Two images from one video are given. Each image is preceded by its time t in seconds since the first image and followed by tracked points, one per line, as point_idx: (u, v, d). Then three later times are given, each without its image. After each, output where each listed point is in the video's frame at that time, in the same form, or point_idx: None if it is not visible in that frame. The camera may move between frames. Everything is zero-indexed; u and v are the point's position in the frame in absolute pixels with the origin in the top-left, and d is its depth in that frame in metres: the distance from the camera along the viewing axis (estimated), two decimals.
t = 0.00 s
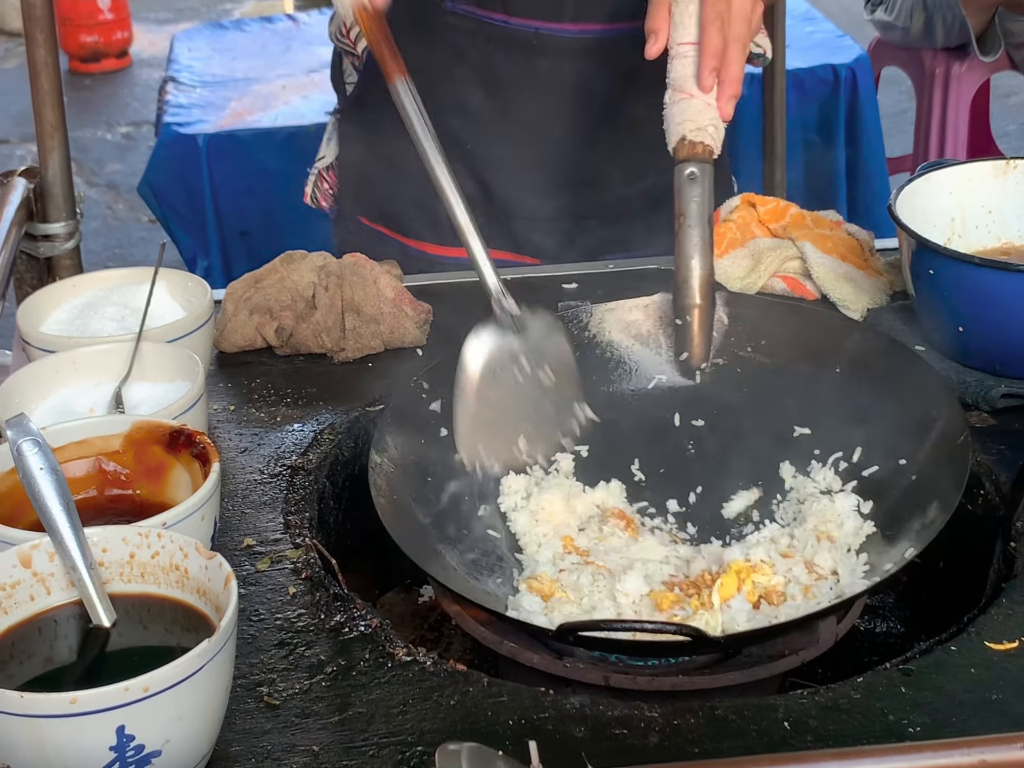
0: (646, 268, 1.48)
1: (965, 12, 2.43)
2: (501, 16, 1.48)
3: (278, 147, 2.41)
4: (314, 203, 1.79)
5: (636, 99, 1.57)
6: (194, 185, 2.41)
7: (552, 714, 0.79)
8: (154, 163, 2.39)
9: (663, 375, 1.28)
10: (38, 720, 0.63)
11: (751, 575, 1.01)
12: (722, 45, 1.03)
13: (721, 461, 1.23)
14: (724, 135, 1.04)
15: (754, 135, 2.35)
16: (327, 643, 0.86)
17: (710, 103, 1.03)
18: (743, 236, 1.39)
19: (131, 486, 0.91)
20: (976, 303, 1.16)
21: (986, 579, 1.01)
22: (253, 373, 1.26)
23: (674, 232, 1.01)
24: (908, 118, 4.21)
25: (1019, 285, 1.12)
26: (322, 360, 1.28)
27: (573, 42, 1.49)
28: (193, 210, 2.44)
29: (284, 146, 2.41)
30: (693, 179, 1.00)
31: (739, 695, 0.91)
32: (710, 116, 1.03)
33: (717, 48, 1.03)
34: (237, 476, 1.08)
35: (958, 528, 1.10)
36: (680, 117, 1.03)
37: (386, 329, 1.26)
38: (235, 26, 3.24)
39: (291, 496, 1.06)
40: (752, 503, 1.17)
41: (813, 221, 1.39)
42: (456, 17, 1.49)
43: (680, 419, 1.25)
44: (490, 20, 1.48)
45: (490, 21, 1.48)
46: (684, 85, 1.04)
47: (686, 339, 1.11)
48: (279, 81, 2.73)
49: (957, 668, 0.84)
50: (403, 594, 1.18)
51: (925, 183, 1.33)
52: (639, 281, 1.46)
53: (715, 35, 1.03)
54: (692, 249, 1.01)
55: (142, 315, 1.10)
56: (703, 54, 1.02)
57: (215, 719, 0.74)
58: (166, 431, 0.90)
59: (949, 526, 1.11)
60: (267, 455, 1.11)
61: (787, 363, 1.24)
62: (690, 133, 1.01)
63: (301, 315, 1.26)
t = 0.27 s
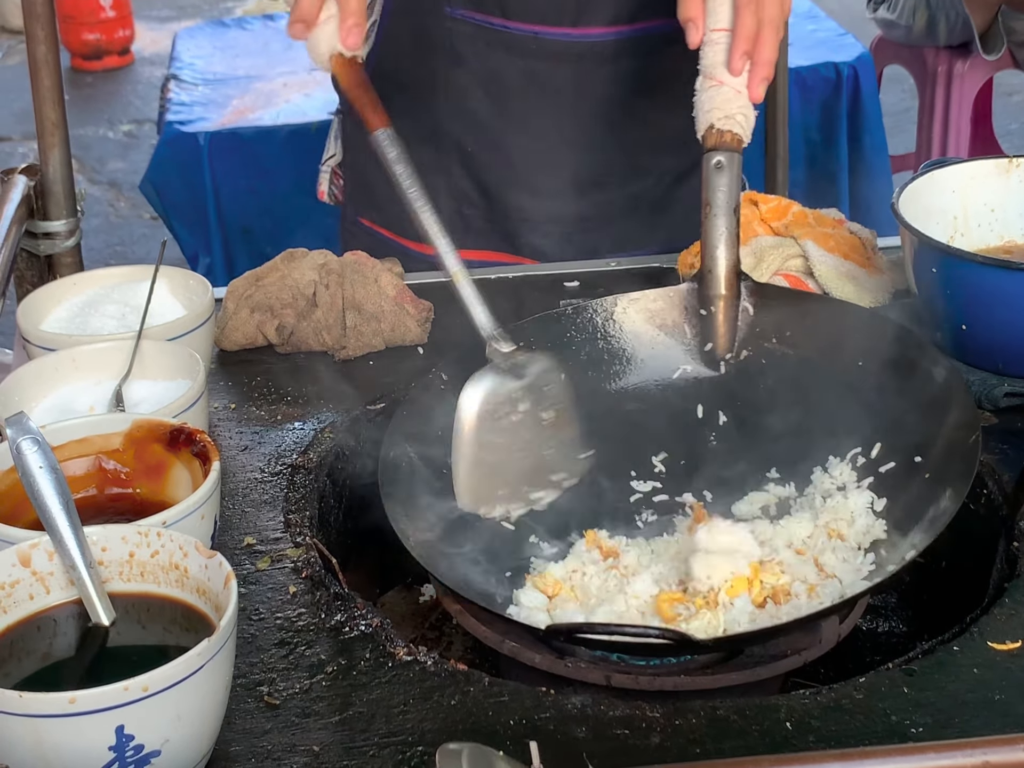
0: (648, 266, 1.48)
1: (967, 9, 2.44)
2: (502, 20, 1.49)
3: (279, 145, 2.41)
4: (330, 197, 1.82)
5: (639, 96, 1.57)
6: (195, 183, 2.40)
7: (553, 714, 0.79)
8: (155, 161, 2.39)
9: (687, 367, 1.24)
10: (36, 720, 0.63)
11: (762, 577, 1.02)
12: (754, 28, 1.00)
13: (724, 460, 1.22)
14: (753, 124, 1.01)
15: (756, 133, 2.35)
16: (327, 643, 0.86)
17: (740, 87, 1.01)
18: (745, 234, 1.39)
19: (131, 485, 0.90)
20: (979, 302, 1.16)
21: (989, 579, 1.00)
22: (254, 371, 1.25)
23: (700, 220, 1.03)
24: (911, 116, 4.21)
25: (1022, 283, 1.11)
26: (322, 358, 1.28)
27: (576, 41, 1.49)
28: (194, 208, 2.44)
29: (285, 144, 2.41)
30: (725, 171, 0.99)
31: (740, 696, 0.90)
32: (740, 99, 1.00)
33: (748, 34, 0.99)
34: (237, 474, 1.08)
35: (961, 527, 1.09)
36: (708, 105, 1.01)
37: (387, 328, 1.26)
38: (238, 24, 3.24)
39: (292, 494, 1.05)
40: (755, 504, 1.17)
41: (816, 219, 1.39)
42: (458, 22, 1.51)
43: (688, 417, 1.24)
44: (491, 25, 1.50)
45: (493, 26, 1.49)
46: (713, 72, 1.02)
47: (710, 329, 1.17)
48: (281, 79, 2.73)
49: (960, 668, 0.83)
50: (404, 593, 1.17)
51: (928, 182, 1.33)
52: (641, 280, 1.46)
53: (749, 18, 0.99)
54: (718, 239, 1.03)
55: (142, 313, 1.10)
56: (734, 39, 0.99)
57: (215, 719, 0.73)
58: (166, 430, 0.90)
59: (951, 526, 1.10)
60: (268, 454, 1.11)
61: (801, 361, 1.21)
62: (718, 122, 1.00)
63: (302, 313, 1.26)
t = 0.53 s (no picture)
0: (650, 265, 1.48)
1: (968, 9, 2.43)
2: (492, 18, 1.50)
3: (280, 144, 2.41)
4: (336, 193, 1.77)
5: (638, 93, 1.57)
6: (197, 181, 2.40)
7: (555, 713, 0.79)
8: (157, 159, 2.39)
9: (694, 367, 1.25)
10: (36, 718, 0.63)
11: (812, 563, 1.04)
12: (823, 46, 1.03)
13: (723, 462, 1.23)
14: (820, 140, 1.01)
15: (757, 132, 2.35)
16: (328, 642, 0.86)
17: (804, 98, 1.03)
18: (746, 231, 1.36)
19: (131, 483, 0.90)
20: (982, 300, 1.15)
21: (991, 578, 1.00)
22: (255, 369, 1.25)
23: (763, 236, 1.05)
24: (913, 115, 4.20)
25: None
26: (323, 356, 1.28)
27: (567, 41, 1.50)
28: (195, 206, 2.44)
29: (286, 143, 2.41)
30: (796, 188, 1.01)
31: (742, 695, 0.90)
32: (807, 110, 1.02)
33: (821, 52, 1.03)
34: (238, 473, 1.08)
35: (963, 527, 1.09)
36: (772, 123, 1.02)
37: (388, 326, 1.25)
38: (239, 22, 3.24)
39: (293, 493, 1.05)
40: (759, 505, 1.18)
41: (818, 218, 1.38)
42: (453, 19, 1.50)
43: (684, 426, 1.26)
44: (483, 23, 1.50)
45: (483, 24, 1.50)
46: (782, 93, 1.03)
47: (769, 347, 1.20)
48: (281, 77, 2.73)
49: (963, 667, 0.83)
50: (405, 593, 1.17)
51: (930, 180, 1.32)
52: (642, 279, 1.45)
53: (817, 36, 1.03)
54: (780, 259, 1.05)
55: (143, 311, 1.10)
56: (803, 59, 1.03)
57: (215, 718, 0.73)
58: (166, 427, 0.89)
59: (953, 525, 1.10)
60: (269, 452, 1.11)
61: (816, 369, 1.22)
62: (782, 140, 1.01)
63: (303, 311, 1.26)
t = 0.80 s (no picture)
0: (648, 265, 1.48)
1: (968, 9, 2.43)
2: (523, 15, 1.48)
3: (280, 144, 2.41)
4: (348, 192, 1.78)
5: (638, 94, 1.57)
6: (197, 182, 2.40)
7: (553, 713, 0.79)
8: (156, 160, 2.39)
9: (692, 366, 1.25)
10: (36, 719, 0.63)
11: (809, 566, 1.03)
12: (881, 60, 1.09)
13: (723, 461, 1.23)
14: (877, 151, 1.05)
15: (756, 133, 2.35)
16: (327, 642, 0.86)
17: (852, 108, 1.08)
18: (746, 232, 1.38)
19: (131, 483, 0.90)
20: (980, 302, 1.15)
21: (989, 579, 1.00)
22: (254, 370, 1.25)
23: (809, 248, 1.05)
24: (913, 116, 4.20)
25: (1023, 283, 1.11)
26: (323, 357, 1.28)
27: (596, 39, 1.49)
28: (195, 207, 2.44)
29: (286, 143, 2.41)
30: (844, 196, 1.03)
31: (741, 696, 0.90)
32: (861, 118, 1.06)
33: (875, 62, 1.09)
34: (238, 474, 1.08)
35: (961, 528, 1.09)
36: (831, 134, 1.06)
37: (387, 327, 1.26)
38: (239, 23, 3.24)
39: (293, 493, 1.05)
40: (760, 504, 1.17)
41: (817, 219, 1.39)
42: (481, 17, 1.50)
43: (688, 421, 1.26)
44: (511, 20, 1.49)
45: (511, 20, 1.48)
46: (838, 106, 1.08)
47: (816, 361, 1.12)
48: (281, 78, 2.73)
49: (961, 668, 0.83)
50: (404, 593, 1.16)
51: (928, 181, 1.32)
52: (641, 280, 1.46)
53: (875, 49, 1.10)
54: (827, 272, 1.03)
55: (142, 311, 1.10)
56: (863, 71, 1.08)
57: (214, 718, 0.73)
58: (166, 428, 0.89)
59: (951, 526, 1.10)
60: (268, 453, 1.11)
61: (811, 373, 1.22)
62: (836, 150, 1.05)
63: (302, 312, 1.26)
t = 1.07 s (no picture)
0: (648, 265, 1.48)
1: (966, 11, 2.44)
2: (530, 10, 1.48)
3: (279, 145, 2.41)
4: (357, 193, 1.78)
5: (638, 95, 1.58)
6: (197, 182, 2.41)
7: (554, 710, 0.79)
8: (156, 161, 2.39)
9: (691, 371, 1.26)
10: (39, 715, 0.63)
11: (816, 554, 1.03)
12: (866, 38, 1.04)
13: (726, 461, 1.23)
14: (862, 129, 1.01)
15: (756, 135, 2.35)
16: (328, 639, 0.86)
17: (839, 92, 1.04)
18: (744, 233, 1.39)
19: (132, 482, 0.90)
20: (979, 302, 1.16)
21: (988, 577, 1.01)
22: (255, 368, 1.25)
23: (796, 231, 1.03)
24: (911, 117, 4.21)
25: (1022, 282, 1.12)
26: (324, 356, 1.28)
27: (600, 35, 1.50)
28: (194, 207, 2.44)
29: (285, 144, 2.41)
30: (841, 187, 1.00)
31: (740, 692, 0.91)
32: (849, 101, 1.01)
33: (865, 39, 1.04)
34: (239, 472, 1.08)
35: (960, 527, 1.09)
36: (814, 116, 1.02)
37: (388, 326, 1.26)
38: (238, 24, 3.25)
39: (294, 491, 1.06)
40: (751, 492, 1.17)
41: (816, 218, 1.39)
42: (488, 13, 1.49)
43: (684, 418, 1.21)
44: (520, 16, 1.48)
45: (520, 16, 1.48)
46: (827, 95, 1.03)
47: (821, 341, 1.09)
48: (281, 79, 2.73)
49: (960, 665, 0.83)
50: (405, 591, 1.18)
51: (928, 180, 1.33)
52: (641, 279, 1.46)
53: (860, 27, 1.04)
54: (816, 249, 1.02)
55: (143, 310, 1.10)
56: (845, 50, 1.03)
57: (216, 714, 0.73)
58: (167, 427, 0.90)
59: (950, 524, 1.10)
60: (269, 451, 1.11)
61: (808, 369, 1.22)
62: (823, 132, 1.00)
63: (303, 311, 1.26)
